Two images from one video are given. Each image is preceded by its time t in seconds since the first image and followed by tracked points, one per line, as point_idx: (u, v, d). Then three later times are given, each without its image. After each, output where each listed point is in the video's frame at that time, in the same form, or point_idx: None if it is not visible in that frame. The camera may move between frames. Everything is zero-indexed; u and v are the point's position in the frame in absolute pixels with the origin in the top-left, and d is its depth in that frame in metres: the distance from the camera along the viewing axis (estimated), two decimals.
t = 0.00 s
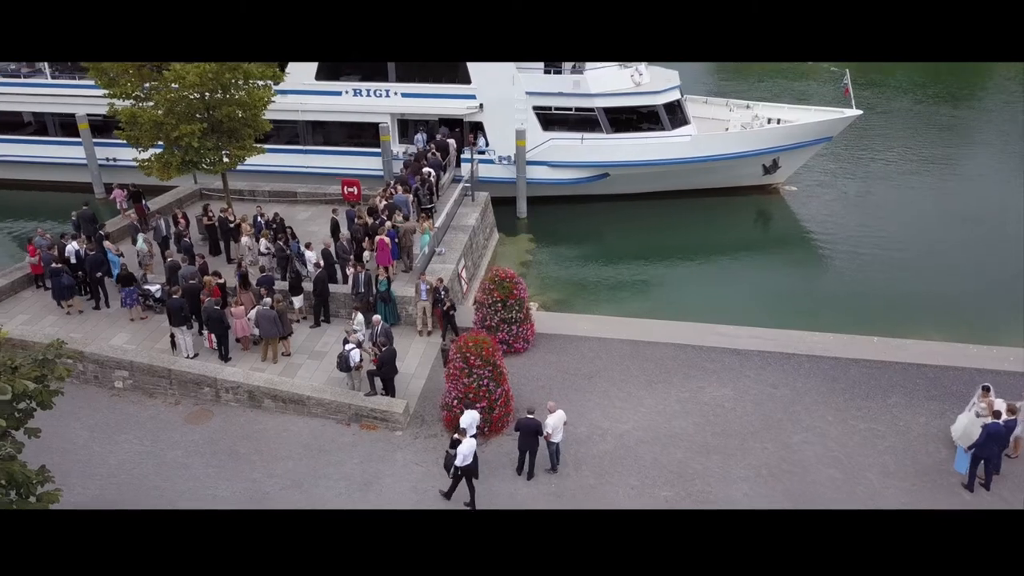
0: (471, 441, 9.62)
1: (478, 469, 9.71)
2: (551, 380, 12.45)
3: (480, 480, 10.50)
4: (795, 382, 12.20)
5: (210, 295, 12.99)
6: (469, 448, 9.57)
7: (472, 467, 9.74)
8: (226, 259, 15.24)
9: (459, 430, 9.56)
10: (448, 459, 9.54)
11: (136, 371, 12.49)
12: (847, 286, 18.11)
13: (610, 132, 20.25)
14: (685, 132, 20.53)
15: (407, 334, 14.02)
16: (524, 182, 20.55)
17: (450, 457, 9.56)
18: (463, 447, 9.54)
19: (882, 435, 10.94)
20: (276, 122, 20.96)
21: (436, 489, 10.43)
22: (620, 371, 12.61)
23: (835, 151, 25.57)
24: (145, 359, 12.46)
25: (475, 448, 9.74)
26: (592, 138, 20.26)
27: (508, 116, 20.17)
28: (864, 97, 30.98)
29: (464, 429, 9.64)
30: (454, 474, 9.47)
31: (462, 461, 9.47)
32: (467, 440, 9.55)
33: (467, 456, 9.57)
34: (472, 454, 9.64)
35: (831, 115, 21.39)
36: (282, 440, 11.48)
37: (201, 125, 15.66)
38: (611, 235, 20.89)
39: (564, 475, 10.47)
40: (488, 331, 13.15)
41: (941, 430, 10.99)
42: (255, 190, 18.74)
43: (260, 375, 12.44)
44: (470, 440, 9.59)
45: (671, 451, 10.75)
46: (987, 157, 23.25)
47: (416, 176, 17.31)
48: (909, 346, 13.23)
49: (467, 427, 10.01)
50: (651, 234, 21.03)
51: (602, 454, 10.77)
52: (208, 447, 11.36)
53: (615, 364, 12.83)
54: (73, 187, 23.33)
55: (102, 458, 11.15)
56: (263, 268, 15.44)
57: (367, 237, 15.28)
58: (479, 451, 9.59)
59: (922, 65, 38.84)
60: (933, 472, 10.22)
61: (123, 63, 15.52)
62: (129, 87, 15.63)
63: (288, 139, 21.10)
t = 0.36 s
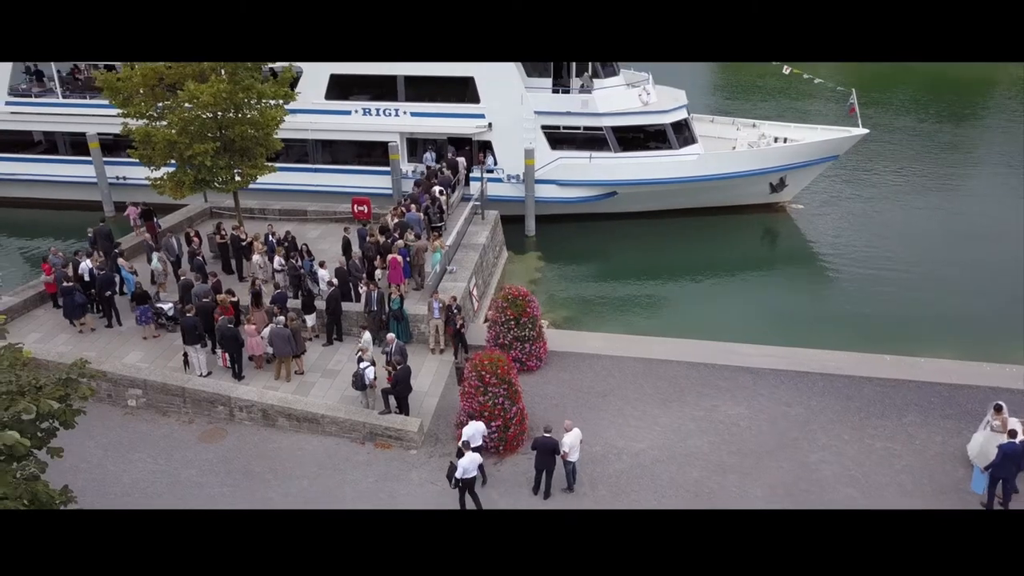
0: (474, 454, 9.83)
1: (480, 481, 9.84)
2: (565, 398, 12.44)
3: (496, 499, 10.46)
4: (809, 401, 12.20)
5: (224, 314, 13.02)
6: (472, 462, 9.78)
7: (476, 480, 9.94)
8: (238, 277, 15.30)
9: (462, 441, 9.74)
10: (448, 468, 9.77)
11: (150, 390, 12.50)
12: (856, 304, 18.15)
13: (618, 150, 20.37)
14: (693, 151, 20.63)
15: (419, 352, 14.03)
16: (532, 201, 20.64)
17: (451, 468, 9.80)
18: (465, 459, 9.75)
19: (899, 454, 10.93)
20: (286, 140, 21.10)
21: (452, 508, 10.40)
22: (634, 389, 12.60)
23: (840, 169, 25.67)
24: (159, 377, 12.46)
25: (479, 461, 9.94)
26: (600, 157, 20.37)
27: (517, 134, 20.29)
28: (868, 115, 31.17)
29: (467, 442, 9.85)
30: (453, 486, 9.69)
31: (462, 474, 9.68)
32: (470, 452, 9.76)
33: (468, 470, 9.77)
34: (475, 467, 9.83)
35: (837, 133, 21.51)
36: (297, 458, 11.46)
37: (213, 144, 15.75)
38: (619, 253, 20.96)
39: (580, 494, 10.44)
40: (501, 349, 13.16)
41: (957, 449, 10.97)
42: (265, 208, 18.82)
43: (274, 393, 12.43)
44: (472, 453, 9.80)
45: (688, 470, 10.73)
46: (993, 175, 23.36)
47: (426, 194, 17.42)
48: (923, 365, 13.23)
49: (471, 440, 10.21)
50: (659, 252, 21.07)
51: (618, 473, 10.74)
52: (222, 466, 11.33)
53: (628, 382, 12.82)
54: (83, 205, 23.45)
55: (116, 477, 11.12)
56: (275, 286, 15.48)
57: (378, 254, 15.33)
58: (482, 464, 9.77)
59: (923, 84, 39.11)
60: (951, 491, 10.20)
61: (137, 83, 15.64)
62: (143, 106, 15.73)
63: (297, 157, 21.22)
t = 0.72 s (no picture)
0: (481, 468, 10.08)
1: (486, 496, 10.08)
2: (580, 419, 12.41)
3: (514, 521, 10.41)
4: (826, 421, 12.18)
5: (238, 334, 13.04)
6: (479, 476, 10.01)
7: (484, 493, 10.18)
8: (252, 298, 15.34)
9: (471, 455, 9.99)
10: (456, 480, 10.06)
11: (164, 410, 12.49)
12: (867, 324, 18.16)
13: (627, 171, 20.48)
14: (702, 172, 20.74)
15: (433, 373, 14.03)
16: (542, 221, 20.73)
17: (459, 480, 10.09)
18: (472, 473, 10.01)
19: (918, 475, 10.90)
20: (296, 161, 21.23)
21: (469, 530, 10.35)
22: (649, 410, 12.58)
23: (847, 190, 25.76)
24: (174, 398, 12.45)
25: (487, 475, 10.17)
26: (609, 178, 20.47)
27: (527, 155, 20.46)
28: (872, 136, 31.35)
29: (475, 456, 10.08)
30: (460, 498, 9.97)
31: (469, 487, 9.95)
32: (477, 467, 9.99)
33: (476, 483, 10.01)
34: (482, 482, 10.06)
35: (844, 154, 21.63)
36: (313, 479, 11.42)
37: (227, 165, 15.88)
38: (628, 273, 21.00)
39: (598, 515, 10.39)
40: (516, 369, 13.16)
41: (976, 470, 10.94)
42: (276, 229, 18.89)
43: (288, 414, 12.42)
44: (479, 467, 10.03)
45: (706, 491, 10.69)
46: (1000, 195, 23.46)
47: (437, 215, 17.51)
48: (938, 385, 13.22)
49: (479, 453, 10.41)
50: (669, 272, 21.11)
51: (636, 494, 10.70)
52: (238, 487, 11.29)
53: (643, 402, 12.81)
54: (92, 226, 23.53)
55: (132, 498, 11.08)
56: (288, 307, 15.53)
57: (391, 275, 15.38)
58: (490, 480, 9.99)
59: (925, 105, 39.40)
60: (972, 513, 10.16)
61: (153, 105, 15.74)
62: (158, 128, 15.84)
63: (308, 178, 21.34)
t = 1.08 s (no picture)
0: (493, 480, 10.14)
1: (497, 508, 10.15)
2: (595, 440, 12.36)
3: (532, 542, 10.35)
4: (841, 442, 12.14)
5: (252, 355, 13.05)
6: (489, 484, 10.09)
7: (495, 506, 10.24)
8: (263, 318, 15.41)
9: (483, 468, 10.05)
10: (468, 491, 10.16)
11: (178, 431, 12.46)
12: (876, 343, 18.14)
13: (636, 192, 20.57)
14: (710, 192, 20.81)
15: (445, 393, 14.00)
16: (550, 241, 20.78)
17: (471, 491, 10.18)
18: (484, 484, 10.08)
19: (936, 496, 10.85)
20: (306, 182, 21.31)
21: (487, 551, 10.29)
22: (663, 431, 12.54)
23: (853, 210, 25.84)
24: (188, 419, 12.42)
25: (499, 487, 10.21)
26: (617, 198, 20.54)
27: (536, 175, 20.57)
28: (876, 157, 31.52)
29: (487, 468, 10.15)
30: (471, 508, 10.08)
31: (479, 497, 10.04)
32: (489, 479, 10.06)
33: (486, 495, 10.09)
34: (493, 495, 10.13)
35: (851, 174, 21.72)
36: (327, 501, 11.35)
37: (240, 186, 15.98)
38: (637, 293, 21.03)
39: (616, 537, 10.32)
40: (529, 390, 13.13)
41: (994, 492, 10.89)
42: (286, 249, 18.94)
43: (302, 435, 12.37)
44: (490, 479, 10.09)
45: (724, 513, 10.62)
46: (1006, 216, 23.55)
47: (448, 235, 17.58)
48: (952, 406, 13.19)
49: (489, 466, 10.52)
50: (677, 292, 21.12)
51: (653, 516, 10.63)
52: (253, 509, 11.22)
53: (657, 423, 12.78)
54: (101, 246, 23.58)
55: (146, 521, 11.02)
56: (300, 328, 15.55)
57: (403, 295, 15.40)
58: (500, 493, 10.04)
59: (926, 126, 39.64)
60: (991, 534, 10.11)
61: (166, 126, 15.73)
62: (172, 148, 15.90)
63: (317, 199, 21.42)
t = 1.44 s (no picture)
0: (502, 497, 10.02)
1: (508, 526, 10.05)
2: (610, 463, 12.30)
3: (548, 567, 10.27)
4: (857, 466, 12.08)
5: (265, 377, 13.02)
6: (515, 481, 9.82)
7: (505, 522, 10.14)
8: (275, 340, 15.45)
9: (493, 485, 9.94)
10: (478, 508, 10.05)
11: (190, 454, 12.40)
12: (886, 364, 18.08)
13: (644, 214, 20.64)
14: (718, 214, 20.86)
15: (458, 416, 13.96)
16: (559, 262, 20.80)
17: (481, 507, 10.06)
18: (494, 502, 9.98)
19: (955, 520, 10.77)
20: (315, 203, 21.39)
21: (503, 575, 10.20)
22: (679, 454, 12.48)
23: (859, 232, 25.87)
24: (200, 442, 12.36)
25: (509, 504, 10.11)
26: (626, 220, 20.58)
27: (545, 197, 20.69)
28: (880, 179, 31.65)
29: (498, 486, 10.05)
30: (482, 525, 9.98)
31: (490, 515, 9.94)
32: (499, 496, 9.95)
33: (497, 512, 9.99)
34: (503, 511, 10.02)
35: (858, 196, 21.78)
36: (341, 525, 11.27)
37: (252, 208, 16.03)
38: (645, 313, 21.03)
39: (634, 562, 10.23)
40: (542, 412, 13.09)
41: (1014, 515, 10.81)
42: (296, 270, 18.97)
43: (315, 458, 12.31)
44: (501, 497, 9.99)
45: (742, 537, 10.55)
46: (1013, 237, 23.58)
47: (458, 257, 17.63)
48: (967, 428, 13.13)
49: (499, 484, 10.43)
50: (685, 313, 21.10)
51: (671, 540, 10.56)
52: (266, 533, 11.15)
53: (672, 446, 12.72)
54: (108, 268, 23.62)
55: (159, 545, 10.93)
56: (311, 350, 15.54)
57: (414, 317, 15.41)
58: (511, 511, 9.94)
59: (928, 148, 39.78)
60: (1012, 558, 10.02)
61: (179, 149, 15.80)
62: (185, 170, 15.95)
63: (326, 220, 21.48)
